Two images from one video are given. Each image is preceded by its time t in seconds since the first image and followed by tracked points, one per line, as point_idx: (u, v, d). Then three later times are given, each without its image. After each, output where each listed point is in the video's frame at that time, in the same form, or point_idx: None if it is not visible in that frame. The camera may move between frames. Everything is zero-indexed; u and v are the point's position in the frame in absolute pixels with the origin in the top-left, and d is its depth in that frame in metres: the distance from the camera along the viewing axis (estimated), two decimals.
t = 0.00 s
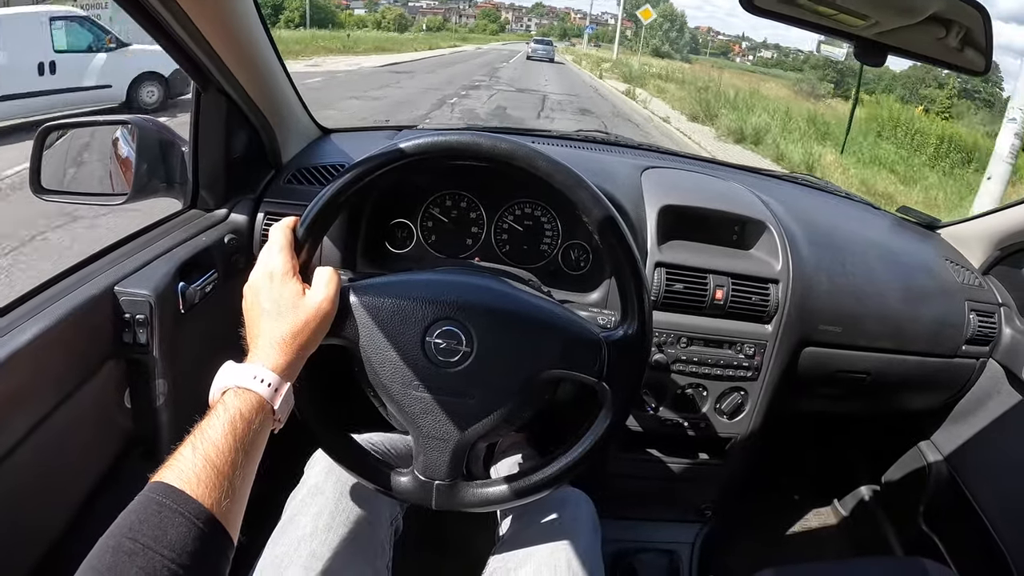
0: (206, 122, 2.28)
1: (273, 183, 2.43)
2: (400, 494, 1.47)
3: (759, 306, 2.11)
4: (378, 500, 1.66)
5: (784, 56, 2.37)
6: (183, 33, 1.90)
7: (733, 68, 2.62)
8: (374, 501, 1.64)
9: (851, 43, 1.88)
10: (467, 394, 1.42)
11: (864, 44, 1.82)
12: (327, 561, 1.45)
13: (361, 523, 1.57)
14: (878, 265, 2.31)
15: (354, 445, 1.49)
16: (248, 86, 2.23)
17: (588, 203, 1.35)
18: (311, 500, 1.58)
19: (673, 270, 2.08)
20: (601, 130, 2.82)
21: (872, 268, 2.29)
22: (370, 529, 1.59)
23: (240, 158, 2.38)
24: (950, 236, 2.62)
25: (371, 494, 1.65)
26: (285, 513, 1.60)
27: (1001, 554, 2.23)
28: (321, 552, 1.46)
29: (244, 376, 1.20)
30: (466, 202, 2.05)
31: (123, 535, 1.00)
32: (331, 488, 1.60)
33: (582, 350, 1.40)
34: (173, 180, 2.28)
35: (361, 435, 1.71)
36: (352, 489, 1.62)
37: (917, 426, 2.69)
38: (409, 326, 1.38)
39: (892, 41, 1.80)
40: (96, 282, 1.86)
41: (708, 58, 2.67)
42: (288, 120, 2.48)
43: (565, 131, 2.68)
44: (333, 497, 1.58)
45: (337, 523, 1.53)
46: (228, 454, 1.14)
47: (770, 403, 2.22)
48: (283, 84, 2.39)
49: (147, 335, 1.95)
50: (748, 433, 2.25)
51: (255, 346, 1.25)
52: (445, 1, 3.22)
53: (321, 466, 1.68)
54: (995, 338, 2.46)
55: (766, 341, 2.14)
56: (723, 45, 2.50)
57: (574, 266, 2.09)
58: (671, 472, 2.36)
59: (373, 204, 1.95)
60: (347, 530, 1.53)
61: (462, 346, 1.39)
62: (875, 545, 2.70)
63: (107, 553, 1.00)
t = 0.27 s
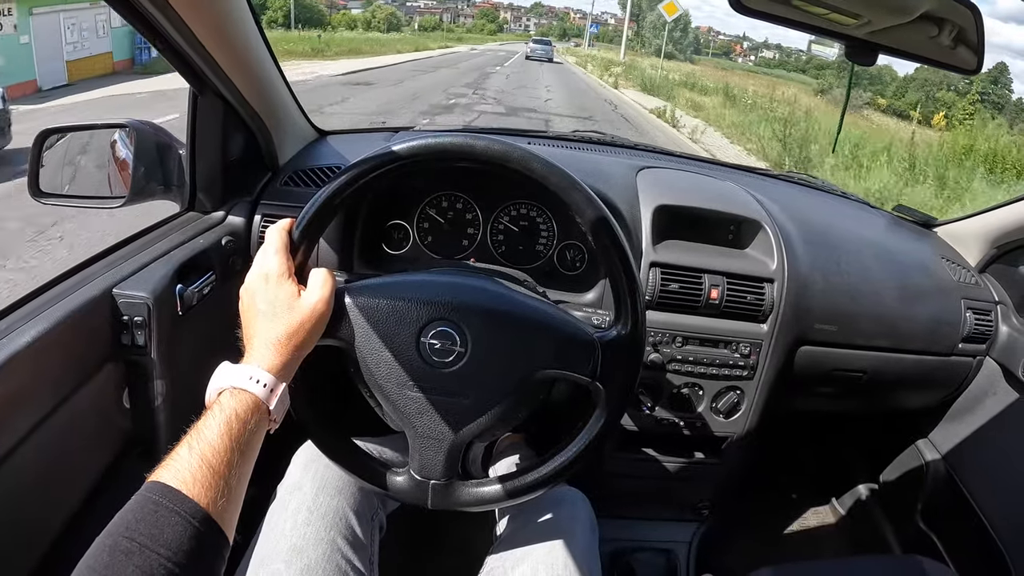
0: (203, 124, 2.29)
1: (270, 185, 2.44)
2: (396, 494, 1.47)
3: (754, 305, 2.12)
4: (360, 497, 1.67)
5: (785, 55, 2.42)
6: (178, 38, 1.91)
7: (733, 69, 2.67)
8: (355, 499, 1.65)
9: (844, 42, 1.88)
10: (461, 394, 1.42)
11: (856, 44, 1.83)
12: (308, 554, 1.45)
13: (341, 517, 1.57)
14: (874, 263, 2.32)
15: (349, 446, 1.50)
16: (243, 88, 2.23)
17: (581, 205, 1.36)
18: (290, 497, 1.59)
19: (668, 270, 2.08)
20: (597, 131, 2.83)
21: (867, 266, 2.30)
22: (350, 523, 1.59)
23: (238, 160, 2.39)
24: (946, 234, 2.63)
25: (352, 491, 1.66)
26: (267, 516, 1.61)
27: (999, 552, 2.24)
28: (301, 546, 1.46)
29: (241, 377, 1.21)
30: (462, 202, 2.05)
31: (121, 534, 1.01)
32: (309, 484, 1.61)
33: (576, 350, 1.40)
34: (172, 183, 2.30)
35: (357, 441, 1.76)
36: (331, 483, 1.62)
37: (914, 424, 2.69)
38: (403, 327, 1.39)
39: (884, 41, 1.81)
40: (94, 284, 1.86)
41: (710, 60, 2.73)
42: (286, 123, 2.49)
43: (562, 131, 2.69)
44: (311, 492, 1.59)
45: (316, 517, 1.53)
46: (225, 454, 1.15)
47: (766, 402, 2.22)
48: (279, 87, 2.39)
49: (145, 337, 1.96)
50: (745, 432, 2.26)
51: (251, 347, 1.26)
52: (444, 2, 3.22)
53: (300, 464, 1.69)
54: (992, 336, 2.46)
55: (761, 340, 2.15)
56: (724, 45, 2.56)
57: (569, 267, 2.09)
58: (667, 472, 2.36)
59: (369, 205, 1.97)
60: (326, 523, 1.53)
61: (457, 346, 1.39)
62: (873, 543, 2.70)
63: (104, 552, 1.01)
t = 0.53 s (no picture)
0: (200, 126, 2.30)
1: (268, 186, 2.45)
2: (394, 492, 1.48)
3: (751, 302, 2.12)
4: (347, 496, 1.67)
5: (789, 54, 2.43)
6: (173, 40, 1.91)
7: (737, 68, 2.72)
8: (342, 497, 1.66)
9: (839, 39, 1.89)
10: (459, 393, 1.43)
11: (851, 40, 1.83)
12: (295, 551, 1.46)
13: (327, 514, 1.58)
14: (871, 259, 2.32)
15: (347, 445, 1.50)
16: (240, 89, 2.24)
17: (577, 204, 1.36)
18: (276, 496, 1.60)
19: (665, 268, 2.09)
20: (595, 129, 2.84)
21: (865, 262, 2.30)
22: (337, 521, 1.60)
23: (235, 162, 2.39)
24: (944, 229, 2.63)
25: (340, 489, 1.66)
26: (257, 516, 1.62)
27: (1000, 546, 2.24)
28: (289, 544, 1.47)
29: (239, 377, 1.21)
30: (459, 202, 2.06)
31: (121, 535, 1.01)
32: (294, 482, 1.62)
33: (572, 349, 1.41)
34: (170, 186, 2.28)
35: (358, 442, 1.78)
36: (317, 482, 1.63)
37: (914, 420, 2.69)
38: (400, 327, 1.39)
39: (879, 37, 1.81)
40: (93, 287, 1.87)
41: (715, 59, 2.78)
42: (283, 124, 2.49)
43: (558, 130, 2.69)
44: (297, 490, 1.60)
45: (302, 515, 1.54)
46: (224, 454, 1.15)
47: (764, 398, 2.23)
48: (276, 89, 2.40)
49: (144, 339, 1.97)
50: (744, 428, 2.27)
51: (250, 348, 1.26)
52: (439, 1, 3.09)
53: (286, 463, 1.69)
54: (990, 331, 2.46)
55: (759, 337, 2.15)
56: (726, 44, 2.61)
57: (566, 265, 2.10)
58: (665, 469, 2.37)
59: (366, 206, 1.97)
60: (312, 520, 1.54)
61: (454, 345, 1.40)
62: (872, 538, 2.71)
63: (105, 552, 1.01)
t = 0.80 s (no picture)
0: (198, 124, 2.29)
1: (267, 184, 2.45)
2: (393, 490, 1.48)
3: (751, 299, 2.12)
4: (346, 493, 1.67)
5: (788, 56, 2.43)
6: (171, 37, 1.91)
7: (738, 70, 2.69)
8: (341, 495, 1.65)
9: (839, 35, 1.89)
10: (458, 390, 1.43)
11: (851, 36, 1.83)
12: (294, 549, 1.46)
13: (326, 512, 1.58)
14: (870, 256, 2.32)
15: (347, 443, 1.50)
16: (237, 86, 2.23)
17: (577, 201, 1.36)
18: (275, 494, 1.59)
19: (665, 265, 2.08)
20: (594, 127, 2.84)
21: (864, 259, 2.30)
22: (337, 519, 1.59)
23: (233, 161, 2.39)
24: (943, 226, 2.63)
25: (338, 487, 1.66)
26: (256, 514, 1.61)
27: (1000, 544, 2.24)
28: (288, 542, 1.47)
29: (238, 373, 1.21)
30: (458, 200, 2.06)
31: (118, 531, 1.01)
32: (293, 480, 1.61)
33: (571, 347, 1.40)
34: (168, 184, 2.27)
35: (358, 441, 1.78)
36: (316, 480, 1.63)
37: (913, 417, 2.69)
38: (400, 324, 1.39)
39: (879, 33, 1.81)
40: (91, 286, 1.86)
41: (715, 60, 2.76)
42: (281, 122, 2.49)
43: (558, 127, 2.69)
44: (295, 488, 1.59)
45: (301, 513, 1.53)
46: (222, 450, 1.15)
47: (764, 395, 2.23)
48: (274, 88, 2.39)
49: (142, 337, 1.96)
50: (744, 425, 2.26)
51: (248, 345, 1.25)
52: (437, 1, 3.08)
53: (284, 461, 1.69)
54: (990, 327, 2.46)
55: (758, 334, 2.15)
56: (728, 44, 2.61)
57: (565, 262, 2.09)
58: (664, 468, 2.37)
59: (365, 203, 1.97)
60: (311, 518, 1.54)
61: (453, 342, 1.40)
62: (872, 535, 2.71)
63: (102, 548, 1.01)
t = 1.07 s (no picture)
0: (197, 129, 2.30)
1: (266, 189, 2.46)
2: (391, 493, 1.49)
3: (749, 301, 2.12)
4: (345, 497, 1.68)
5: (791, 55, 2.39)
6: (170, 43, 1.91)
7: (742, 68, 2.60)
8: (340, 498, 1.66)
9: (834, 37, 1.89)
10: (455, 395, 1.43)
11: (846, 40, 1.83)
12: (294, 553, 1.46)
13: (325, 515, 1.58)
14: (868, 258, 2.32)
15: (346, 447, 1.50)
16: (236, 91, 2.23)
17: (578, 211, 1.36)
18: (274, 498, 1.60)
19: (662, 268, 2.09)
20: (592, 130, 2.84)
21: (862, 261, 2.30)
22: (336, 522, 1.60)
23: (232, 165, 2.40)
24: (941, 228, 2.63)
25: (337, 490, 1.66)
26: (255, 518, 1.62)
27: (999, 543, 2.24)
28: (288, 545, 1.47)
29: (239, 366, 1.22)
30: (457, 204, 2.06)
31: (120, 523, 1.01)
32: (291, 483, 1.62)
33: (568, 355, 1.41)
34: (167, 189, 2.23)
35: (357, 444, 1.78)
36: (315, 483, 1.63)
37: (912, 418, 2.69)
38: (398, 328, 1.39)
39: (873, 36, 1.82)
40: (91, 290, 1.86)
41: (720, 60, 2.70)
42: (280, 126, 2.50)
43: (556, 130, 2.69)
44: (294, 491, 1.60)
45: (300, 516, 1.54)
46: (223, 444, 1.15)
47: (762, 397, 2.23)
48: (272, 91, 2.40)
49: (142, 343, 1.96)
50: (743, 427, 2.27)
51: (249, 337, 1.26)
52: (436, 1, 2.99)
53: (283, 464, 1.69)
54: (988, 328, 2.46)
55: (757, 336, 2.15)
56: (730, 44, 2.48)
57: (564, 266, 2.10)
58: (664, 470, 2.37)
59: (364, 208, 1.97)
60: (310, 521, 1.54)
61: (452, 347, 1.40)
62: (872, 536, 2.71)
63: (104, 540, 1.01)
